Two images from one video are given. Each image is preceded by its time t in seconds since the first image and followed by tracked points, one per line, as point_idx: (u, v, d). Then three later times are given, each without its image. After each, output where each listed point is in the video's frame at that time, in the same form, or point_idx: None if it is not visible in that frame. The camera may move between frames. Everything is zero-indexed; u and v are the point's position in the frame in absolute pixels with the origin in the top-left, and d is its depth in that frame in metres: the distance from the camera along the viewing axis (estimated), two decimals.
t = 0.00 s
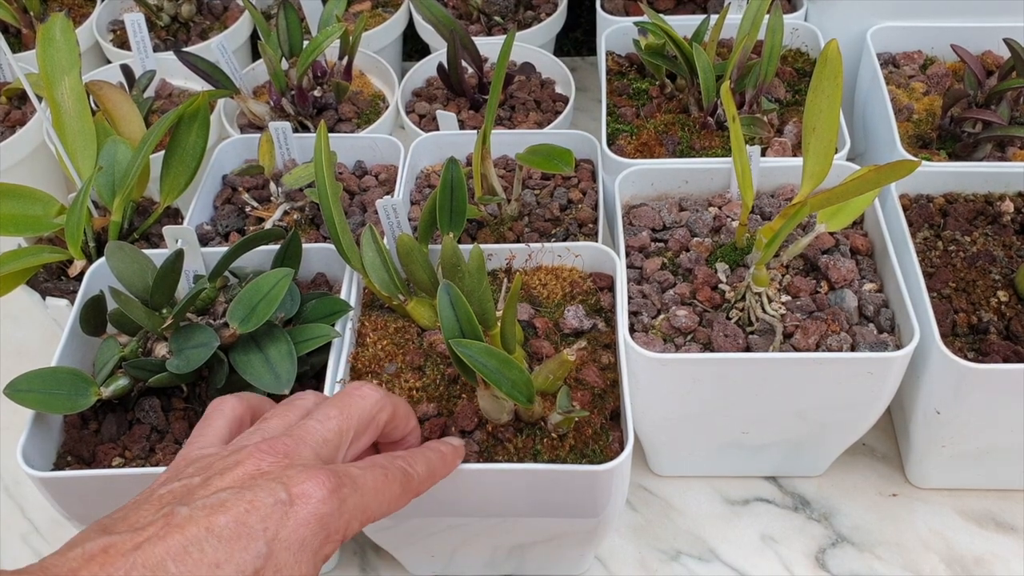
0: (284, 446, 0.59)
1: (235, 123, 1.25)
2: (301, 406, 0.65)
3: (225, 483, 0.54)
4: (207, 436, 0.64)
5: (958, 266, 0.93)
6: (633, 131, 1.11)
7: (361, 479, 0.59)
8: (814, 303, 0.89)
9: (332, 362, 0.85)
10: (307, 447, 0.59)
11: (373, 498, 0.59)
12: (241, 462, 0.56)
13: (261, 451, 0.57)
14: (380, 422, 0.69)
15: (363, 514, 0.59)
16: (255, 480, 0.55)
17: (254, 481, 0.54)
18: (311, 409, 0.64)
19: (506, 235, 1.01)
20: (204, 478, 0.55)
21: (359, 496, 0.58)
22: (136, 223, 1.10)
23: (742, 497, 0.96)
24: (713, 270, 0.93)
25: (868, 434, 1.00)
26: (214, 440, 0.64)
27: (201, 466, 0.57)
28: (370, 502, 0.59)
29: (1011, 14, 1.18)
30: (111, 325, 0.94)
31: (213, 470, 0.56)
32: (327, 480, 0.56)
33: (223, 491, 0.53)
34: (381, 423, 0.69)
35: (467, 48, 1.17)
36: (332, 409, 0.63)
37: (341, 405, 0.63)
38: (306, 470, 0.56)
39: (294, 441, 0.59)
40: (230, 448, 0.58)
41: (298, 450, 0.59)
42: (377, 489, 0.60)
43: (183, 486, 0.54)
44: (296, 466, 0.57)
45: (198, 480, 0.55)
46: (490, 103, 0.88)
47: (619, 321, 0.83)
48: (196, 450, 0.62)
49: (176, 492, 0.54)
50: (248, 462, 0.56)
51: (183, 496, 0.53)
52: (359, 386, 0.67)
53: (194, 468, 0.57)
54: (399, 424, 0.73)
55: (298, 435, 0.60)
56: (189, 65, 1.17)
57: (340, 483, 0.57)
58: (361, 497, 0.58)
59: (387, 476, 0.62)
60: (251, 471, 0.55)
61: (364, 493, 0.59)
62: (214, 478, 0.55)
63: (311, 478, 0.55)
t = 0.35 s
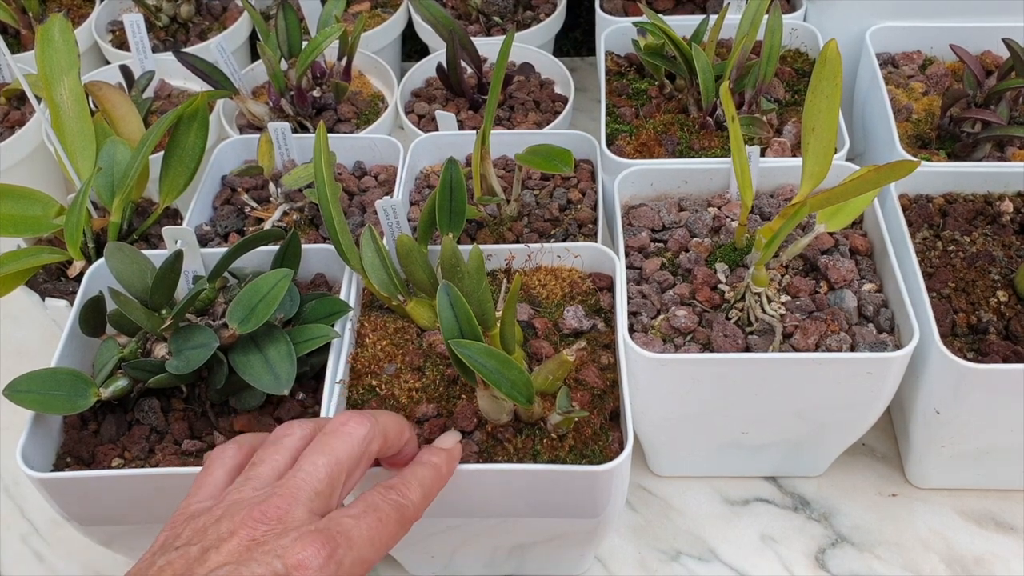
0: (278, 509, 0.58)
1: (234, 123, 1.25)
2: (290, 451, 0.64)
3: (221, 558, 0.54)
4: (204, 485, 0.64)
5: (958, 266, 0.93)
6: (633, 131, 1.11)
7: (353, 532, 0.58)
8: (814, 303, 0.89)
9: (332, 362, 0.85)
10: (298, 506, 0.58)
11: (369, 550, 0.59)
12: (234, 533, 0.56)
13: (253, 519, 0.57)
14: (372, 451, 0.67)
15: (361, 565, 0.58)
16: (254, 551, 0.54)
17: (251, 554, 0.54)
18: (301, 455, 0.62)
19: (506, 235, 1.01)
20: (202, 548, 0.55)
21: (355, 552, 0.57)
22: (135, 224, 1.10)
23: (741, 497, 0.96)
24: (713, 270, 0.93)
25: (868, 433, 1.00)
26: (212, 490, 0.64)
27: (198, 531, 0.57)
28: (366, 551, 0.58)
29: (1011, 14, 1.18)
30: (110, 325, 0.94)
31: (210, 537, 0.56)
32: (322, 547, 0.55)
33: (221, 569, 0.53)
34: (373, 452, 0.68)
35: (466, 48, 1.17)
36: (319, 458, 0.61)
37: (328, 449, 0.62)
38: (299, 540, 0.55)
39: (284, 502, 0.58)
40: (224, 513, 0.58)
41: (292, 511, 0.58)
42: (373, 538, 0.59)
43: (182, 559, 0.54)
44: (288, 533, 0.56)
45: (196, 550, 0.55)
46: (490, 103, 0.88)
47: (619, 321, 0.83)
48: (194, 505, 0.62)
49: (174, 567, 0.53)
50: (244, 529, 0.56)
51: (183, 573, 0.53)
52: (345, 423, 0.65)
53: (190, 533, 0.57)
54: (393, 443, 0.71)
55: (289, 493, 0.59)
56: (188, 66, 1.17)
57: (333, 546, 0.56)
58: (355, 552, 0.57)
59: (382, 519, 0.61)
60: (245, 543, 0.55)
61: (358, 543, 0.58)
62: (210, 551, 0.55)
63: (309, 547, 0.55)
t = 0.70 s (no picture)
0: (284, 526, 0.58)
1: (234, 123, 1.25)
2: (293, 464, 0.64)
3: None
4: (207, 502, 0.64)
5: (958, 266, 0.93)
6: (633, 131, 1.11)
7: (361, 545, 0.58)
8: (814, 302, 0.89)
9: (332, 362, 0.85)
10: (304, 522, 0.58)
11: (377, 560, 0.59)
12: (242, 552, 0.55)
13: (260, 537, 0.56)
14: (374, 459, 0.67)
15: None
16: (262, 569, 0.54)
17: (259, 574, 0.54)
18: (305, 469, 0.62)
19: (506, 235, 1.01)
20: (209, 569, 0.55)
21: (363, 565, 0.57)
22: (135, 224, 1.10)
23: (741, 497, 0.96)
24: (713, 270, 0.93)
25: (868, 433, 1.00)
26: (215, 506, 0.64)
27: (204, 551, 0.57)
28: (374, 564, 0.58)
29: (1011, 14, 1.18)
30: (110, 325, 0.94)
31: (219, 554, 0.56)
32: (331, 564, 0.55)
33: None
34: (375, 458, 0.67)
35: (466, 49, 1.17)
36: (322, 471, 0.62)
37: (329, 462, 0.62)
38: (307, 557, 0.55)
39: (290, 518, 0.58)
40: (230, 532, 0.57)
41: (298, 527, 0.58)
42: (380, 549, 0.59)
43: None
44: (296, 550, 0.55)
45: (203, 570, 0.55)
46: (490, 102, 0.88)
47: (619, 321, 0.83)
48: (198, 522, 0.62)
49: None
50: (252, 546, 0.56)
51: None
52: (347, 433, 0.65)
53: (197, 552, 0.57)
54: (394, 448, 0.71)
55: (294, 509, 0.59)
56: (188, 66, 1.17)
57: (342, 562, 0.56)
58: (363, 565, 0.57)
59: (388, 529, 0.61)
60: (253, 562, 0.55)
61: (366, 557, 0.58)
62: (218, 571, 0.54)
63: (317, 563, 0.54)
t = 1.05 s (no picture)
0: (280, 521, 0.57)
1: (234, 123, 1.25)
2: (290, 460, 0.64)
3: (225, 571, 0.53)
4: (205, 500, 0.64)
5: (958, 266, 0.93)
6: (633, 131, 1.11)
7: (358, 539, 0.58)
8: (814, 303, 0.89)
9: (332, 361, 0.85)
10: (301, 516, 0.58)
11: (375, 556, 0.58)
12: (239, 546, 0.55)
13: (256, 532, 0.56)
14: (372, 456, 0.67)
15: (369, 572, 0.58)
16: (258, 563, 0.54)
17: (255, 567, 0.53)
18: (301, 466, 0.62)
19: (506, 235, 1.01)
20: (207, 564, 0.54)
21: (360, 559, 0.57)
22: (136, 224, 1.10)
23: (742, 497, 0.96)
24: (713, 270, 0.93)
25: (868, 433, 1.00)
26: (213, 505, 0.63)
27: (201, 547, 0.57)
28: (371, 558, 0.58)
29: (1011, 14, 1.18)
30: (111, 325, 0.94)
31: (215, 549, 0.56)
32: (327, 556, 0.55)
33: None
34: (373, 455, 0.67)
35: (467, 49, 1.17)
36: (319, 466, 0.62)
37: (326, 457, 0.62)
38: (303, 550, 0.54)
39: (287, 512, 0.58)
40: (227, 527, 0.57)
41: (295, 522, 0.57)
42: (378, 544, 0.59)
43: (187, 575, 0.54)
44: (292, 543, 0.55)
45: (200, 567, 0.54)
46: (490, 102, 0.88)
47: (620, 321, 0.83)
48: (196, 521, 0.61)
49: None
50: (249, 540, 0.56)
51: None
52: (344, 430, 0.65)
53: (194, 550, 0.57)
54: (392, 446, 0.71)
55: (291, 504, 0.59)
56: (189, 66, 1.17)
57: (338, 554, 0.55)
58: (360, 558, 0.57)
59: (386, 525, 0.61)
60: (250, 556, 0.54)
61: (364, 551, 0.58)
62: (215, 565, 0.54)
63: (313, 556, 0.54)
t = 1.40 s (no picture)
0: (239, 448, 0.60)
1: (234, 123, 1.25)
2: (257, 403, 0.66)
3: (183, 498, 0.56)
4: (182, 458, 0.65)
5: (958, 265, 0.93)
6: (633, 131, 1.11)
7: (315, 455, 0.59)
8: (815, 303, 0.89)
9: (332, 361, 0.85)
10: (259, 447, 0.60)
11: (333, 469, 0.60)
12: (195, 476, 0.57)
13: (213, 461, 0.59)
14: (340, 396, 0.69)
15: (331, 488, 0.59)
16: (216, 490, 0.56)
17: (209, 492, 0.56)
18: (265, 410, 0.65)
19: (506, 235, 1.01)
20: (164, 496, 0.56)
21: (317, 474, 0.59)
22: (135, 224, 1.10)
23: (741, 497, 0.96)
24: (713, 270, 0.93)
25: (868, 433, 1.00)
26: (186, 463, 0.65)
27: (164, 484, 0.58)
28: (330, 471, 0.60)
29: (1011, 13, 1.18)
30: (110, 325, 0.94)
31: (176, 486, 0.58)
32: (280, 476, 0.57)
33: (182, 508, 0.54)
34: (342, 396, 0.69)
35: (466, 48, 1.17)
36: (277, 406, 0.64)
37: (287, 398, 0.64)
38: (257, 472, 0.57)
39: (243, 444, 0.60)
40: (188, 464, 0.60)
41: (254, 451, 0.60)
42: (335, 455, 0.60)
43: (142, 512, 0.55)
44: (246, 468, 0.58)
45: (160, 499, 0.56)
46: (490, 102, 0.88)
47: (620, 321, 0.83)
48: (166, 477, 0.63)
49: (140, 515, 0.55)
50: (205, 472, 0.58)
51: (148, 516, 0.54)
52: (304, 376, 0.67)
53: (159, 486, 0.58)
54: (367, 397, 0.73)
55: (251, 438, 0.61)
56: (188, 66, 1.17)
57: (292, 472, 0.57)
58: (319, 473, 0.59)
59: (341, 437, 0.62)
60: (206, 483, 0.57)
61: (322, 466, 0.59)
62: (172, 497, 0.56)
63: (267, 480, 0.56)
